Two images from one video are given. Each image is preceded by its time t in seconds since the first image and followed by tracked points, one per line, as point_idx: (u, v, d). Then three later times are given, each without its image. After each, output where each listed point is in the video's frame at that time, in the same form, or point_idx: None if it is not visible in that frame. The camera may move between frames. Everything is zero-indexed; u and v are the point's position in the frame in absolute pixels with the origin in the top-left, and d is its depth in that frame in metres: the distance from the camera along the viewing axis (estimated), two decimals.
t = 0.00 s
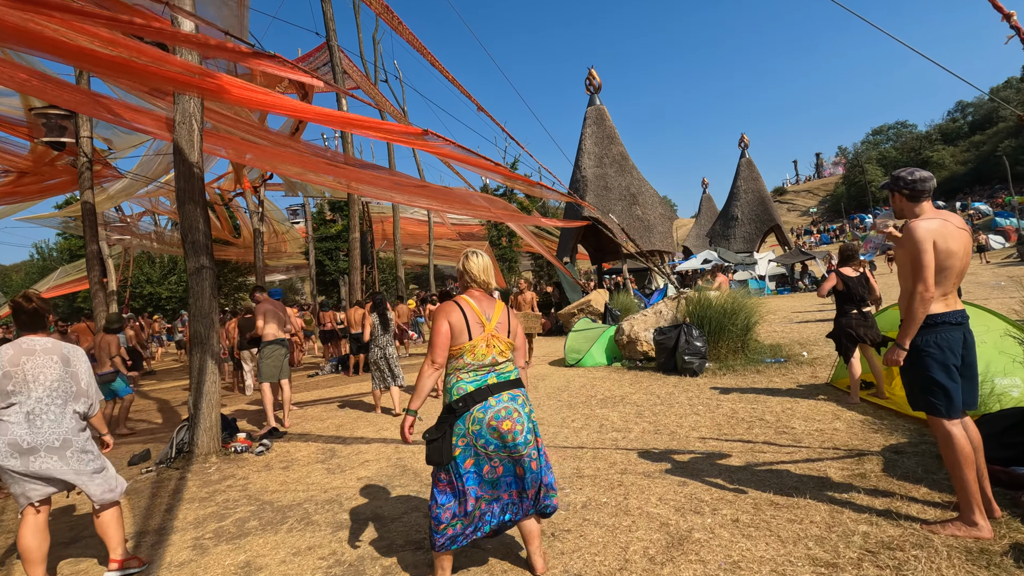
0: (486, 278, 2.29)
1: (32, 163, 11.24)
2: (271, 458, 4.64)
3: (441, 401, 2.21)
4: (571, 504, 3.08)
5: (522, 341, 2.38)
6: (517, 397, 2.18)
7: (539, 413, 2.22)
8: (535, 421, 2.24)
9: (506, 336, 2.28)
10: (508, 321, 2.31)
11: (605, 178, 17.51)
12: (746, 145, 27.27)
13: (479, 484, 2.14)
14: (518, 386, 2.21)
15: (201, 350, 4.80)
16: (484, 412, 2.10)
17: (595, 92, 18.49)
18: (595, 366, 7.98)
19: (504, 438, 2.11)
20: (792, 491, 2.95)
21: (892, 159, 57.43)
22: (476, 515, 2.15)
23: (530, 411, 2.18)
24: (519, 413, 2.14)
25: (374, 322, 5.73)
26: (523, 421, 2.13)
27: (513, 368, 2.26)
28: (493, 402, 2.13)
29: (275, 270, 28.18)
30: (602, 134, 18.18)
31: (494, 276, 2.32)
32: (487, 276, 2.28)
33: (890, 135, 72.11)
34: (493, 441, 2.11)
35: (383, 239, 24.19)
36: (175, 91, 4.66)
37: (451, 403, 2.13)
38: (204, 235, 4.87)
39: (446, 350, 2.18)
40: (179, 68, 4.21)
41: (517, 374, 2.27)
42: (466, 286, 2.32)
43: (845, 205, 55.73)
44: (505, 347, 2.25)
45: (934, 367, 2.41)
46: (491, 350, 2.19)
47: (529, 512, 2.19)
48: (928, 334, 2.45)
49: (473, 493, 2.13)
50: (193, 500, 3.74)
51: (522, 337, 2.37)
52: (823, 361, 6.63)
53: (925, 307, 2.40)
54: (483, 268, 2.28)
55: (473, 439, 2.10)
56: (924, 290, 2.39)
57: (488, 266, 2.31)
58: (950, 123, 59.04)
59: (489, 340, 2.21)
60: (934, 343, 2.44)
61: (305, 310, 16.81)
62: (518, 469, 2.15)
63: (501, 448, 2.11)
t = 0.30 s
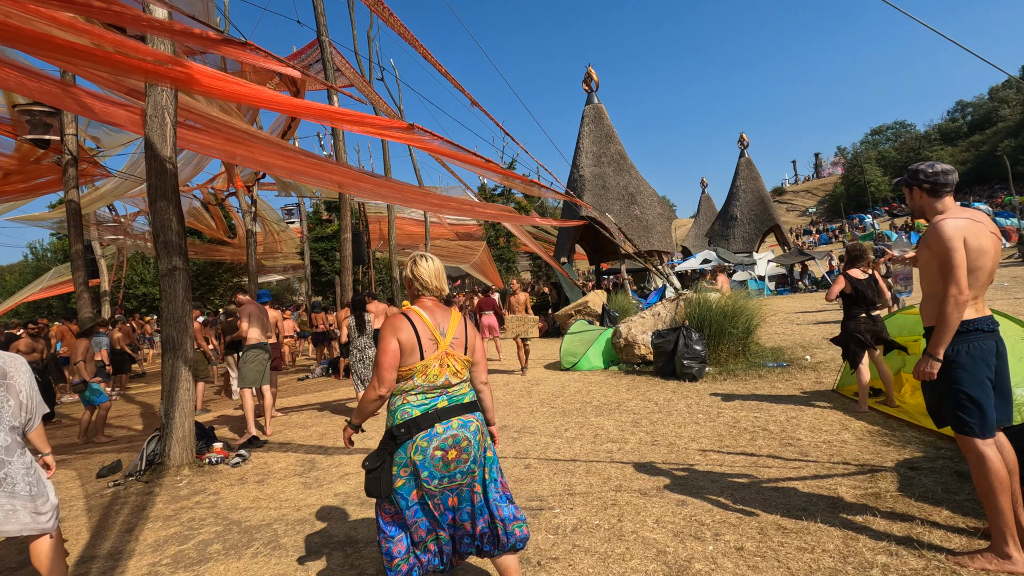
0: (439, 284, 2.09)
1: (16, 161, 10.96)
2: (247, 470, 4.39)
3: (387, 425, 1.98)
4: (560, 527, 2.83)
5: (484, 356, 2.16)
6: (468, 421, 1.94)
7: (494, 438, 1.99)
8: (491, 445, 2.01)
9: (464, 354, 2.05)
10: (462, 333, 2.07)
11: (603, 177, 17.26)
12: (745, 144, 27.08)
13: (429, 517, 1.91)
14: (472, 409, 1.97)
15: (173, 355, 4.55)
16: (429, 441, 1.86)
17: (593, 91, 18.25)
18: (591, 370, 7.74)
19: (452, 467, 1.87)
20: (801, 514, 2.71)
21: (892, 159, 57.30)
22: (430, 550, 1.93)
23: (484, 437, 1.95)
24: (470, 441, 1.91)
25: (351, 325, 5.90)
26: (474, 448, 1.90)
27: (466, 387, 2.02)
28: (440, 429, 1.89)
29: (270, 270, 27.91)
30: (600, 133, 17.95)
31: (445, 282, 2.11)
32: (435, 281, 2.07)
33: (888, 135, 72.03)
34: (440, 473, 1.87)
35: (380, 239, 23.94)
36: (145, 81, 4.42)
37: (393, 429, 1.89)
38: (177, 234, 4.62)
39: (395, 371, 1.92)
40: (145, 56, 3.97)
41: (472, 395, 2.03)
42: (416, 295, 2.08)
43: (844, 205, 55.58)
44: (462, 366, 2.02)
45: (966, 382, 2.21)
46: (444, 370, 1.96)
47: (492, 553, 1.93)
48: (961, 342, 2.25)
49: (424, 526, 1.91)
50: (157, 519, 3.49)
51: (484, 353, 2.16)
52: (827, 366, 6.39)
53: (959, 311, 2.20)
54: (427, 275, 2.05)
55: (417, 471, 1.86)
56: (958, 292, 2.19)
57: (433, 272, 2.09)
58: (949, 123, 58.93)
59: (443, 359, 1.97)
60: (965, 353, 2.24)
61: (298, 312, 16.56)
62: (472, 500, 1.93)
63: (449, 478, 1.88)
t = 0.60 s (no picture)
0: (366, 288, 1.87)
1: None
2: (213, 480, 4.14)
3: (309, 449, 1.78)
4: (538, 547, 2.59)
5: (422, 370, 1.92)
6: (392, 450, 1.73)
7: (429, 467, 1.77)
8: (431, 475, 1.78)
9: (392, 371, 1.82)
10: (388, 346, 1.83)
11: (599, 175, 17.02)
12: (744, 143, 26.85)
13: (352, 559, 1.70)
14: (399, 436, 1.76)
15: (136, 357, 4.30)
16: (342, 473, 1.66)
17: (589, 88, 18.03)
18: (583, 373, 7.51)
19: (375, 501, 1.68)
20: (800, 534, 2.46)
21: (890, 160, 57.24)
22: None
23: (414, 467, 1.73)
24: (394, 472, 1.70)
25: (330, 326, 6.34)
26: (403, 478, 1.71)
27: (397, 408, 1.80)
28: (358, 458, 1.69)
29: (265, 270, 27.65)
30: (596, 131, 17.73)
31: (375, 284, 1.89)
32: (364, 285, 1.87)
33: (886, 135, 71.91)
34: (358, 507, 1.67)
35: (375, 238, 23.65)
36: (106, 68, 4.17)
37: (305, 457, 1.69)
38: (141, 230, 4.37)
39: (310, 391, 1.72)
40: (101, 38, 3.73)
41: (404, 418, 1.80)
42: (344, 302, 1.87)
43: (843, 205, 55.44)
44: (392, 385, 1.80)
45: (989, 390, 1.98)
46: (363, 391, 1.74)
47: None
48: (980, 345, 2.02)
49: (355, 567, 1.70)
50: (107, 536, 3.24)
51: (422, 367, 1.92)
52: (828, 368, 6.16)
53: (974, 309, 1.96)
54: (350, 278, 1.84)
55: (331, 506, 1.67)
56: (973, 286, 1.95)
57: (360, 275, 1.87)
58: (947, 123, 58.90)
59: (361, 379, 1.75)
60: (986, 358, 2.00)
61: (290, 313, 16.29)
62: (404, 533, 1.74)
63: (370, 513, 1.69)
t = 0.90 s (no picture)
0: (243, 288, 1.65)
1: None
2: (174, 497, 3.88)
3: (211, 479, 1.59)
4: None
5: (335, 375, 1.66)
6: (306, 471, 1.51)
7: (353, 486, 1.58)
8: (357, 493, 1.59)
9: (285, 376, 1.57)
10: (275, 351, 1.58)
11: (596, 175, 16.76)
12: (743, 143, 26.63)
13: None
14: (314, 453, 1.54)
15: (94, 363, 4.06)
16: (245, 506, 1.46)
17: (586, 86, 17.76)
18: (576, 378, 7.25)
19: (290, 532, 1.49)
20: (798, 567, 2.21)
21: (890, 160, 57.03)
22: None
23: (333, 489, 1.54)
24: (309, 498, 1.50)
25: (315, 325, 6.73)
26: (319, 502, 1.52)
27: (306, 420, 1.58)
28: (263, 484, 1.48)
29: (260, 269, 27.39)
30: (593, 130, 17.46)
31: (252, 281, 1.66)
32: (231, 283, 1.64)
33: (886, 135, 71.73)
34: (268, 541, 1.49)
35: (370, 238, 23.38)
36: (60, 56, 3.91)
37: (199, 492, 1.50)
38: (98, 227, 4.12)
39: (182, 418, 1.60)
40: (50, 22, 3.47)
41: (318, 430, 1.58)
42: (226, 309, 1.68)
43: (843, 205, 55.17)
44: (286, 393, 1.55)
45: (1011, 413, 1.73)
46: (249, 406, 1.52)
47: None
48: (985, 362, 1.79)
49: None
50: (46, 561, 2.99)
51: (333, 369, 1.66)
52: (829, 374, 5.90)
53: (983, 321, 1.71)
54: (217, 276, 1.62)
55: (235, 544, 1.47)
56: (983, 296, 1.70)
57: (233, 274, 1.64)
58: (948, 123, 58.66)
59: (241, 392, 1.53)
60: (1007, 376, 1.75)
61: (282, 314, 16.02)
62: (327, 559, 1.58)
63: (287, 547, 1.49)
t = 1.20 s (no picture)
0: (142, 297, 1.54)
1: None
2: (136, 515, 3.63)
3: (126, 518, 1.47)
4: None
5: (267, 394, 1.53)
6: (223, 515, 1.36)
7: (286, 529, 1.43)
8: (291, 538, 1.43)
9: (200, 398, 1.43)
10: (187, 368, 1.45)
11: (595, 175, 16.52)
12: (743, 143, 26.40)
13: None
14: (235, 491, 1.39)
15: (54, 371, 3.83)
16: (147, 559, 1.31)
17: (585, 85, 17.53)
18: (571, 384, 7.00)
19: None
20: None
21: (891, 161, 56.80)
22: None
23: (259, 535, 1.38)
24: (225, 548, 1.34)
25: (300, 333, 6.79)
26: (240, 553, 1.35)
27: (229, 451, 1.44)
28: (170, 533, 1.33)
29: (257, 270, 27.15)
30: (592, 130, 17.22)
31: (150, 288, 1.54)
32: (127, 294, 1.53)
33: (887, 136, 71.40)
34: None
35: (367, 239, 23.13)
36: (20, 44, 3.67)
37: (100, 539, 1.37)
38: (59, 227, 3.89)
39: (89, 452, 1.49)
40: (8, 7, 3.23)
41: (243, 462, 1.44)
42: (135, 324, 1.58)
43: (844, 207, 54.89)
44: (202, 417, 1.42)
45: None
46: (155, 436, 1.38)
47: None
48: (1020, 380, 1.57)
49: None
50: None
51: (260, 388, 1.52)
52: (834, 381, 5.65)
53: None
54: (113, 285, 1.53)
55: None
56: None
57: (130, 280, 1.53)
58: (949, 125, 58.45)
59: (145, 420, 1.39)
60: None
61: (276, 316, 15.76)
62: None
63: None
